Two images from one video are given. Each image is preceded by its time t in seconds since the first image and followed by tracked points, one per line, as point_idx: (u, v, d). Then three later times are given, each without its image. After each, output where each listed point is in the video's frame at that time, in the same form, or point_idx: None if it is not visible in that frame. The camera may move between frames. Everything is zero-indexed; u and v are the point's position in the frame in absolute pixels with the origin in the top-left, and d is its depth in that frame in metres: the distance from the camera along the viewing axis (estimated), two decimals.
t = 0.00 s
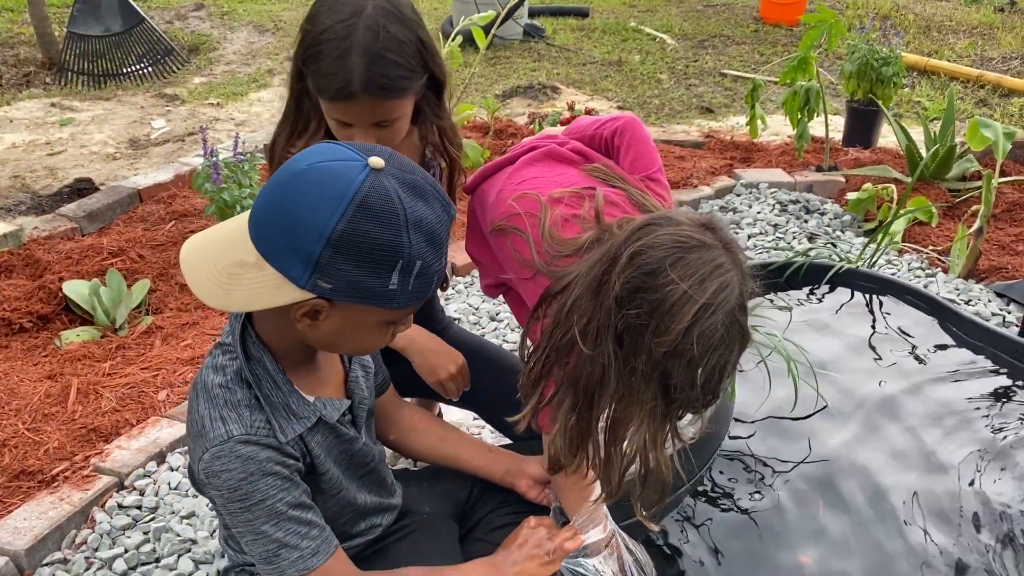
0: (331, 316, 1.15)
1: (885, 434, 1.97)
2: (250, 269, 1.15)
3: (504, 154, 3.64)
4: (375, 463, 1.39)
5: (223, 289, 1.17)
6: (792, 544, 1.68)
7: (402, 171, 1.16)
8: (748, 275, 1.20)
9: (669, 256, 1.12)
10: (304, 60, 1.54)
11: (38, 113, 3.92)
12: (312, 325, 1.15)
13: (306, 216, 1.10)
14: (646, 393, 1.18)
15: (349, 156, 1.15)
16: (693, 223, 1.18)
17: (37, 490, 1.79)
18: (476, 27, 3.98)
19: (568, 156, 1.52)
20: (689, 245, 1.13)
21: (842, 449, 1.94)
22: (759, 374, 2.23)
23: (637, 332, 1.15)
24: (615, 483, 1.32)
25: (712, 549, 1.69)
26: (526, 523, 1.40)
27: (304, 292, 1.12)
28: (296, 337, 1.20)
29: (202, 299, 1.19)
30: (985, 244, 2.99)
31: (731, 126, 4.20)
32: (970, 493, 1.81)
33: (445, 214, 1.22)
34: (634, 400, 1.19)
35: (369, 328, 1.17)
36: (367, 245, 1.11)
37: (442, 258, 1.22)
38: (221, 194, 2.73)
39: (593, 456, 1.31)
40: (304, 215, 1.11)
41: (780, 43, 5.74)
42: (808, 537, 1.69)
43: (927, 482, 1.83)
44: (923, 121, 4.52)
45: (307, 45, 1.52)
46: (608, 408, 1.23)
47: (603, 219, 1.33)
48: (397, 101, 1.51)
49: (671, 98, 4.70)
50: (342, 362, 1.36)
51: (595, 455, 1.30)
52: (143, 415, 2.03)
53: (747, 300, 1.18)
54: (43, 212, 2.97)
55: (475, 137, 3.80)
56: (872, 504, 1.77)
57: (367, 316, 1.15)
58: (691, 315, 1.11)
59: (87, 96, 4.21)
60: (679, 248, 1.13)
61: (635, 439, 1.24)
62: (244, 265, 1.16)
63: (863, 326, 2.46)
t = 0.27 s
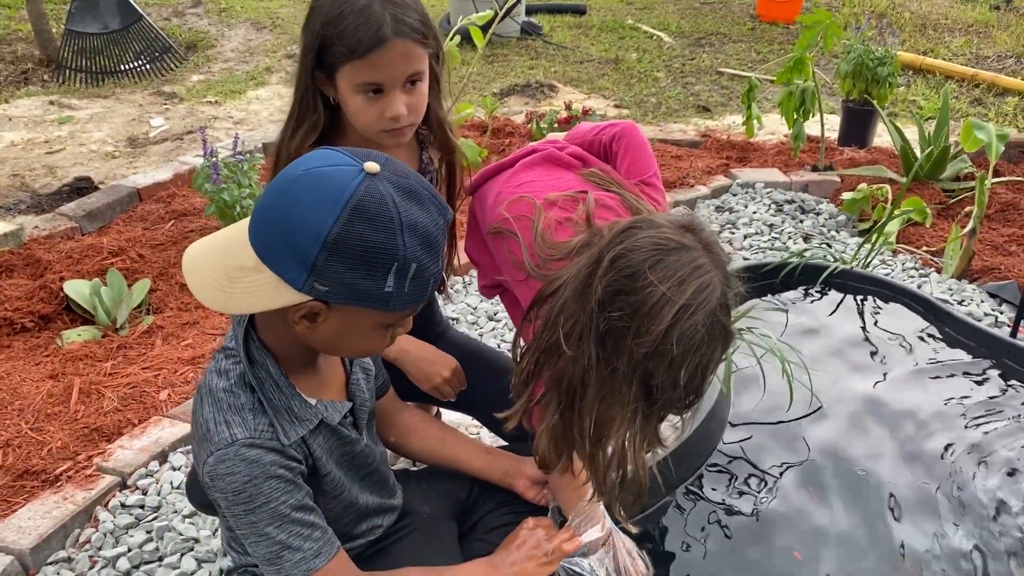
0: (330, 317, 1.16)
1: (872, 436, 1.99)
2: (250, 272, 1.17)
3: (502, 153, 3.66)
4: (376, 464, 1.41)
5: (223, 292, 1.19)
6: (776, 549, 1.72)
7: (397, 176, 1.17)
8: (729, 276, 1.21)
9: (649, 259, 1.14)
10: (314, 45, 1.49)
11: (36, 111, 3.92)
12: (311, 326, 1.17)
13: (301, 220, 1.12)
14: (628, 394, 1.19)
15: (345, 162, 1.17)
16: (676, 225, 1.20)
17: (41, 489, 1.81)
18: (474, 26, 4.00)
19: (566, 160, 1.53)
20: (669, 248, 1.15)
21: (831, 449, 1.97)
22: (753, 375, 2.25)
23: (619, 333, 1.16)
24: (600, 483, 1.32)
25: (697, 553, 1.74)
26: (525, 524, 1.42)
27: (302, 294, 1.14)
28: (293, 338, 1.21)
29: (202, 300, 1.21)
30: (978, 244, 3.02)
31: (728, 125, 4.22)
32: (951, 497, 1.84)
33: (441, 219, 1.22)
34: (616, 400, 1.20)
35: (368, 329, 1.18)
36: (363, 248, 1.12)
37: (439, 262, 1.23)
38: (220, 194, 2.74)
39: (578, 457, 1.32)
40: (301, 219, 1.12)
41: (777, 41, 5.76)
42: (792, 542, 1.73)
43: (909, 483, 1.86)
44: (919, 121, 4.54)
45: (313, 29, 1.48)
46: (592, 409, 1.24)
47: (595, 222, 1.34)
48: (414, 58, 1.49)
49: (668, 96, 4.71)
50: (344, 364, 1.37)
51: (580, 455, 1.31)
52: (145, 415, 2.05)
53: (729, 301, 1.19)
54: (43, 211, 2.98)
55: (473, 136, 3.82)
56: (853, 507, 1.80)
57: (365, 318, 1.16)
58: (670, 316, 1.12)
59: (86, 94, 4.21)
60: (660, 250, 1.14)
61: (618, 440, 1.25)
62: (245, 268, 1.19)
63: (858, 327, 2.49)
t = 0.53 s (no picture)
0: (318, 329, 1.20)
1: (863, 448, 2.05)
2: (247, 276, 1.23)
3: (499, 157, 3.71)
4: (384, 470, 1.47)
5: (224, 291, 1.26)
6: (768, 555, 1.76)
7: (394, 198, 1.21)
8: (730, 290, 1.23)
9: (650, 274, 1.16)
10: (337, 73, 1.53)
11: (38, 114, 3.96)
12: (302, 335, 1.21)
13: (292, 230, 1.17)
14: (632, 405, 1.21)
15: (346, 182, 1.22)
16: (677, 241, 1.22)
17: (56, 494, 1.86)
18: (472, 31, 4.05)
19: (567, 179, 1.60)
20: (669, 263, 1.17)
21: (825, 456, 2.03)
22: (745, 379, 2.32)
23: (622, 346, 1.18)
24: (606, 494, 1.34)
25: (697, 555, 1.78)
26: (528, 530, 1.48)
27: (287, 300, 1.18)
28: (294, 349, 1.25)
29: (208, 302, 1.28)
30: (966, 249, 3.08)
31: (722, 127, 4.28)
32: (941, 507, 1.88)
33: (435, 244, 1.24)
34: (620, 411, 1.22)
35: (356, 344, 1.21)
36: (344, 259, 1.16)
37: (429, 286, 1.24)
38: (224, 201, 2.78)
39: (585, 467, 1.34)
40: (292, 228, 1.17)
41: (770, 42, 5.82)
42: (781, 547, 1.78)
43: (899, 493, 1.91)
44: (910, 123, 4.61)
45: (336, 56, 1.52)
46: (598, 420, 1.25)
47: (599, 240, 1.39)
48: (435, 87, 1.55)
49: (663, 98, 4.77)
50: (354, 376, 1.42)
51: (586, 466, 1.33)
52: (155, 420, 2.10)
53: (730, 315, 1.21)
54: (48, 216, 3.04)
55: (471, 139, 3.87)
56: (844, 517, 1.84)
57: (353, 332, 1.20)
58: (671, 329, 1.14)
59: (88, 98, 4.22)
60: (662, 266, 1.16)
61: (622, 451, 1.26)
62: (244, 273, 1.24)
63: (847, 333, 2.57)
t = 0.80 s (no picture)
0: (307, 342, 1.25)
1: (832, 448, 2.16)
2: (248, 290, 1.30)
3: (485, 162, 3.79)
4: (381, 477, 1.54)
5: (226, 301, 1.32)
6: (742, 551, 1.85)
7: (383, 219, 1.24)
8: (703, 313, 1.32)
9: (628, 297, 1.25)
10: (339, 100, 1.61)
11: (29, 116, 4.12)
12: (293, 347, 1.26)
13: (284, 247, 1.23)
14: (612, 418, 1.30)
15: (339, 203, 1.26)
16: (654, 266, 1.31)
17: (59, 497, 1.93)
18: (459, 38, 4.14)
19: (547, 203, 1.68)
20: (646, 287, 1.26)
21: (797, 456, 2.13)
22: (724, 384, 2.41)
23: (602, 363, 1.27)
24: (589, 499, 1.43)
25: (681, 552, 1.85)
26: (517, 535, 1.57)
27: (277, 312, 1.23)
28: (293, 361, 1.31)
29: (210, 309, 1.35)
30: (936, 257, 3.19)
31: (702, 133, 4.39)
32: (903, 506, 1.99)
33: (423, 262, 1.26)
34: (601, 423, 1.31)
35: (343, 358, 1.25)
36: (328, 274, 1.20)
37: (417, 303, 1.25)
38: (218, 208, 2.84)
39: (570, 474, 1.43)
40: (284, 246, 1.23)
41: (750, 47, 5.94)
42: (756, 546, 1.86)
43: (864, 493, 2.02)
44: (885, 130, 4.73)
45: (339, 84, 1.61)
46: (581, 431, 1.35)
47: (581, 263, 1.48)
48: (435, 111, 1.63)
49: (645, 103, 4.87)
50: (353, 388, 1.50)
51: (573, 472, 1.43)
52: (153, 424, 2.17)
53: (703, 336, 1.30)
54: (41, 219, 3.11)
55: (458, 144, 3.95)
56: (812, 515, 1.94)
57: (336, 344, 1.23)
58: (646, 349, 1.23)
59: (76, 98, 4.52)
60: (639, 290, 1.26)
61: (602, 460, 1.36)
62: (246, 287, 1.31)
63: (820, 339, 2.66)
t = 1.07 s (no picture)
0: (288, 339, 1.32)
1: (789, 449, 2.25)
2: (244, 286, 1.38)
3: (467, 164, 3.85)
4: (364, 473, 1.61)
5: (225, 295, 1.41)
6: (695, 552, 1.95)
7: (365, 231, 1.30)
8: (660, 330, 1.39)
9: (589, 311, 1.33)
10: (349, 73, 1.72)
11: (11, 108, 4.29)
12: (276, 344, 1.34)
13: (272, 248, 1.30)
14: (566, 424, 1.38)
15: (326, 213, 1.32)
16: (616, 282, 1.38)
17: (47, 490, 1.97)
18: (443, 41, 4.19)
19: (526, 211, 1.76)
20: (607, 303, 1.34)
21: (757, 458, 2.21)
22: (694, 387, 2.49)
23: (561, 372, 1.35)
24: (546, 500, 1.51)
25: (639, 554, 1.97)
26: (492, 531, 1.63)
27: (262, 308, 1.30)
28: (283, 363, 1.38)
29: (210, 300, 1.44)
30: (903, 265, 3.27)
31: (680, 139, 4.48)
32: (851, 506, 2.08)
33: (400, 275, 1.32)
34: (556, 429, 1.40)
35: (322, 359, 1.30)
36: (307, 278, 1.26)
37: (390, 313, 1.31)
38: (202, 206, 2.88)
39: (529, 476, 1.51)
40: (271, 247, 1.30)
41: (729, 52, 6.03)
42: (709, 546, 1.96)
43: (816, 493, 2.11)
44: (858, 139, 4.84)
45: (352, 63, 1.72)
46: (538, 435, 1.43)
47: (551, 271, 1.56)
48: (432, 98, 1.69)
49: (625, 108, 4.95)
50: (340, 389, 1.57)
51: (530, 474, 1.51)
52: (139, 419, 2.21)
53: (658, 351, 1.37)
54: (25, 214, 3.16)
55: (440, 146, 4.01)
56: (765, 515, 2.03)
57: (313, 346, 1.30)
58: (602, 362, 1.31)
59: (59, 92, 4.62)
60: (600, 304, 1.33)
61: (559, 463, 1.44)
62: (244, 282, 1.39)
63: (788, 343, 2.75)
